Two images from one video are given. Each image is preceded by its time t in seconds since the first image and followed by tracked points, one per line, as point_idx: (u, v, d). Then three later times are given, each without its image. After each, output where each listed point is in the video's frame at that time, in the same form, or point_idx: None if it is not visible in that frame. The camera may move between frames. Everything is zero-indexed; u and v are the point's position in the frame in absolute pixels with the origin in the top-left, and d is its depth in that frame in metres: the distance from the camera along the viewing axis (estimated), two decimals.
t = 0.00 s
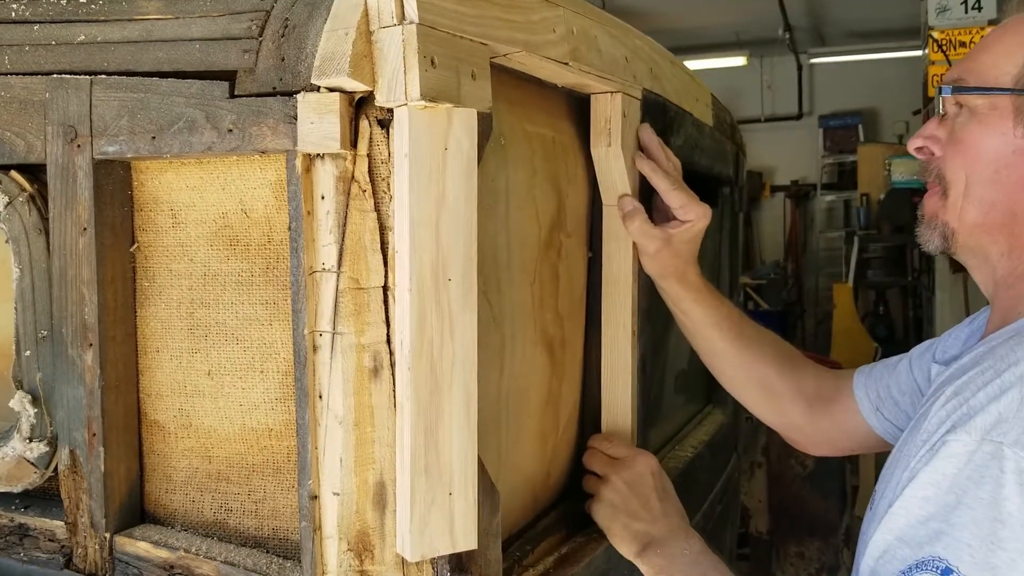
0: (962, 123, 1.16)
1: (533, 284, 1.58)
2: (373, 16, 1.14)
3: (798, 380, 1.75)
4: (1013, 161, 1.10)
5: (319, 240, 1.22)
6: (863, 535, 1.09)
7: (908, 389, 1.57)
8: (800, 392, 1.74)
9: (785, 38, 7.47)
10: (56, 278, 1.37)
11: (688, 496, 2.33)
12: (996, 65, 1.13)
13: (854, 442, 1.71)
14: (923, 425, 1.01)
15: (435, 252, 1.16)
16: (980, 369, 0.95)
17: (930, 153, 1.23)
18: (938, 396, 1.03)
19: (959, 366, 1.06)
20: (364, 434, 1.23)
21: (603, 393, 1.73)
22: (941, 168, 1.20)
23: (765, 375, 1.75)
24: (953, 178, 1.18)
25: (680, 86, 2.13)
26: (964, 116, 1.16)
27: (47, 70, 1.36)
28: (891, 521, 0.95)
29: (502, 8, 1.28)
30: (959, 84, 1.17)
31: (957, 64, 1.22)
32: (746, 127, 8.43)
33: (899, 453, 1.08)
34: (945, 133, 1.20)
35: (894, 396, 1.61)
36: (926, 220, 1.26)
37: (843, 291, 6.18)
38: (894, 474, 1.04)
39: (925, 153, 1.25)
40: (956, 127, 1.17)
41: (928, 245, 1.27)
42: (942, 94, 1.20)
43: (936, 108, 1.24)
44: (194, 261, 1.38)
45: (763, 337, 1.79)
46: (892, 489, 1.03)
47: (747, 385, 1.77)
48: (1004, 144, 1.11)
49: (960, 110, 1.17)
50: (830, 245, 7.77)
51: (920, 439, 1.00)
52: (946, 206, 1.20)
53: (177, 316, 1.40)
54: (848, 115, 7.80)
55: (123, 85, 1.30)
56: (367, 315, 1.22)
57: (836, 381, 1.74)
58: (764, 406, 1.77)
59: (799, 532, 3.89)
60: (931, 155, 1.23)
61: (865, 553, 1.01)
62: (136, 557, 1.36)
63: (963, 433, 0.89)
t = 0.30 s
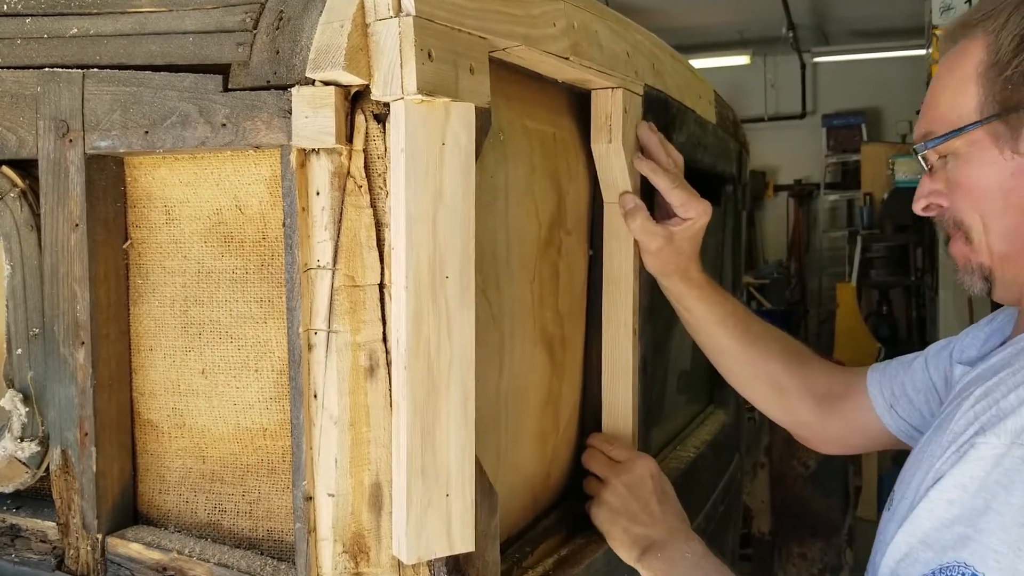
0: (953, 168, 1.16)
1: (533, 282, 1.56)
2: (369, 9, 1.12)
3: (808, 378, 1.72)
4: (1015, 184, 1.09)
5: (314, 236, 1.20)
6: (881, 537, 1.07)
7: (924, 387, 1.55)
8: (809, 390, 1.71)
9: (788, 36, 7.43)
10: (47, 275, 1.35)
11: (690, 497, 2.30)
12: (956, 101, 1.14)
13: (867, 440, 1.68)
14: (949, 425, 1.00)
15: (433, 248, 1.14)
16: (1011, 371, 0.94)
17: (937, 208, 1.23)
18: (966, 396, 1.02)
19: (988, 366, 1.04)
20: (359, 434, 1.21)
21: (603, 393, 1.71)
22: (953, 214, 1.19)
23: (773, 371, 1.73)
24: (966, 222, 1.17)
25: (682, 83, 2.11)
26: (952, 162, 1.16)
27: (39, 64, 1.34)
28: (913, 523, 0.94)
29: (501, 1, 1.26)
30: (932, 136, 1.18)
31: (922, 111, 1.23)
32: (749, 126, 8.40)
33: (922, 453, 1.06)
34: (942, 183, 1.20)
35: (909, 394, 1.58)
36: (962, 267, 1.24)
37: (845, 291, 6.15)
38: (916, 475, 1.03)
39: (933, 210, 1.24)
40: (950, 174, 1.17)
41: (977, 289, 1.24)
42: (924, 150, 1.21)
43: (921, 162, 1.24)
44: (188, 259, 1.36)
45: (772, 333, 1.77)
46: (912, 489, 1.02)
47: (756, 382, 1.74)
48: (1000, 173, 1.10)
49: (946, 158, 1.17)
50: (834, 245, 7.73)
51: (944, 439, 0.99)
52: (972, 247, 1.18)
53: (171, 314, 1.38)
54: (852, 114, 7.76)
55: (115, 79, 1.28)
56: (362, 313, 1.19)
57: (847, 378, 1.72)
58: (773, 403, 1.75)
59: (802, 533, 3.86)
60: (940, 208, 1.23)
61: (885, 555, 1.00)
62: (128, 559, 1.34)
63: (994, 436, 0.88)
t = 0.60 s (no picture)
0: (966, 177, 1.18)
1: (532, 282, 1.54)
2: (364, 4, 1.11)
3: (817, 377, 1.71)
4: None
5: (308, 234, 1.19)
6: (899, 535, 1.10)
7: (937, 387, 1.53)
8: (817, 389, 1.70)
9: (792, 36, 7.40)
10: (40, 273, 1.34)
11: (691, 498, 2.29)
12: (964, 110, 1.16)
13: (879, 439, 1.67)
14: (972, 428, 1.02)
15: (429, 246, 1.13)
16: None
17: (954, 219, 1.24)
18: (990, 399, 1.05)
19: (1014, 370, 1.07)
20: (354, 434, 1.19)
21: (603, 393, 1.69)
22: (970, 224, 1.20)
23: (781, 370, 1.72)
24: (983, 230, 1.18)
25: (683, 81, 2.09)
26: (965, 171, 1.18)
27: (31, 59, 1.33)
28: (936, 523, 0.98)
29: None
30: (943, 147, 1.20)
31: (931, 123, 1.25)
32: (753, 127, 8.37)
33: (941, 454, 1.09)
34: (957, 194, 1.22)
35: (921, 393, 1.55)
36: (984, 277, 1.25)
37: (849, 292, 6.11)
38: (936, 475, 1.06)
39: (951, 222, 1.26)
40: (963, 183, 1.19)
41: (1000, 299, 1.24)
42: (935, 162, 1.22)
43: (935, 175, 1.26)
44: (182, 256, 1.35)
45: (777, 332, 1.76)
46: (932, 489, 1.05)
47: (763, 381, 1.73)
48: (1014, 178, 1.12)
49: (958, 168, 1.19)
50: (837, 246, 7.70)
51: (968, 442, 1.02)
52: (992, 255, 1.19)
53: (165, 312, 1.37)
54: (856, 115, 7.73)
55: (108, 75, 1.26)
56: (357, 312, 1.18)
57: (858, 377, 1.70)
58: (780, 402, 1.74)
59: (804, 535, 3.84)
60: (957, 219, 1.24)
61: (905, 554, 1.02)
62: (121, 560, 1.33)
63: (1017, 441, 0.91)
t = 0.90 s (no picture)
0: (977, 179, 1.16)
1: (537, 282, 1.53)
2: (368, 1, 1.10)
3: (826, 376, 1.70)
4: None
5: (311, 232, 1.18)
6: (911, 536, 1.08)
7: (950, 388, 1.50)
8: (826, 389, 1.69)
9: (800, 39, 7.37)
10: (43, 271, 1.34)
11: (698, 500, 2.27)
12: (973, 112, 1.14)
13: (891, 438, 1.64)
14: (988, 429, 1.01)
15: (433, 243, 1.12)
16: None
17: (967, 222, 1.23)
18: (1005, 400, 1.03)
19: None
20: (357, 434, 1.18)
21: (609, 393, 1.67)
22: (983, 226, 1.19)
23: (789, 371, 1.71)
24: (996, 231, 1.16)
25: (690, 81, 2.08)
26: (976, 173, 1.16)
27: (36, 57, 1.33)
28: (947, 523, 0.96)
29: None
30: (953, 150, 1.18)
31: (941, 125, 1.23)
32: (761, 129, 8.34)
33: (955, 455, 1.08)
34: (969, 196, 1.20)
35: (934, 395, 1.53)
36: (999, 279, 1.23)
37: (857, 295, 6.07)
38: (949, 476, 1.04)
39: (964, 224, 1.24)
40: (975, 186, 1.17)
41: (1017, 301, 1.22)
42: (946, 165, 1.21)
43: (947, 177, 1.24)
44: (186, 255, 1.34)
45: (787, 331, 1.74)
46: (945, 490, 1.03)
47: (771, 382, 1.72)
48: None
49: (969, 170, 1.17)
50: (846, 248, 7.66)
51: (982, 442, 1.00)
52: (1005, 258, 1.17)
53: (168, 311, 1.36)
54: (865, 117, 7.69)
55: (112, 72, 1.26)
56: (361, 310, 1.17)
57: (868, 377, 1.68)
58: (790, 403, 1.72)
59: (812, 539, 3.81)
60: (970, 222, 1.22)
61: (915, 554, 1.01)
62: (123, 559, 1.32)
63: None
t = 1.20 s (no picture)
0: (988, 180, 1.15)
1: (541, 278, 1.52)
2: None
3: (831, 379, 1.69)
4: None
5: (312, 226, 1.17)
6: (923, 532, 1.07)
7: (956, 391, 1.49)
8: (832, 392, 1.68)
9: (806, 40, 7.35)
10: (43, 265, 1.33)
11: (703, 501, 2.25)
12: (982, 114, 1.12)
13: (892, 446, 1.63)
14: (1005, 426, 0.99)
15: (434, 238, 1.10)
16: None
17: (979, 225, 1.21)
18: None
19: None
20: (358, 430, 1.17)
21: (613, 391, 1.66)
22: (995, 228, 1.16)
23: (795, 373, 1.69)
24: (1007, 233, 1.14)
25: (696, 79, 2.06)
26: (986, 174, 1.15)
27: (37, 50, 1.33)
28: (962, 520, 0.94)
29: None
30: (962, 152, 1.17)
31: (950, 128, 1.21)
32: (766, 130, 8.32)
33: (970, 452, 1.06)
34: (980, 198, 1.18)
35: (941, 398, 1.52)
36: (1012, 282, 1.20)
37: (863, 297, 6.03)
38: (965, 474, 1.02)
39: (975, 227, 1.22)
40: (985, 188, 1.16)
41: None
42: (955, 167, 1.19)
43: (956, 180, 1.22)
44: (186, 249, 1.33)
45: (791, 332, 1.72)
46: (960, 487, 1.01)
47: (776, 383, 1.70)
48: None
49: (979, 172, 1.16)
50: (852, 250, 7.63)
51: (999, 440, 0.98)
52: (1018, 259, 1.15)
53: (168, 306, 1.35)
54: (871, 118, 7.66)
55: (112, 65, 1.25)
56: (362, 305, 1.16)
57: (875, 381, 1.66)
58: (794, 404, 1.70)
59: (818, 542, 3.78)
60: (981, 225, 1.20)
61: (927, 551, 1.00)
62: (122, 556, 1.31)
63: None
